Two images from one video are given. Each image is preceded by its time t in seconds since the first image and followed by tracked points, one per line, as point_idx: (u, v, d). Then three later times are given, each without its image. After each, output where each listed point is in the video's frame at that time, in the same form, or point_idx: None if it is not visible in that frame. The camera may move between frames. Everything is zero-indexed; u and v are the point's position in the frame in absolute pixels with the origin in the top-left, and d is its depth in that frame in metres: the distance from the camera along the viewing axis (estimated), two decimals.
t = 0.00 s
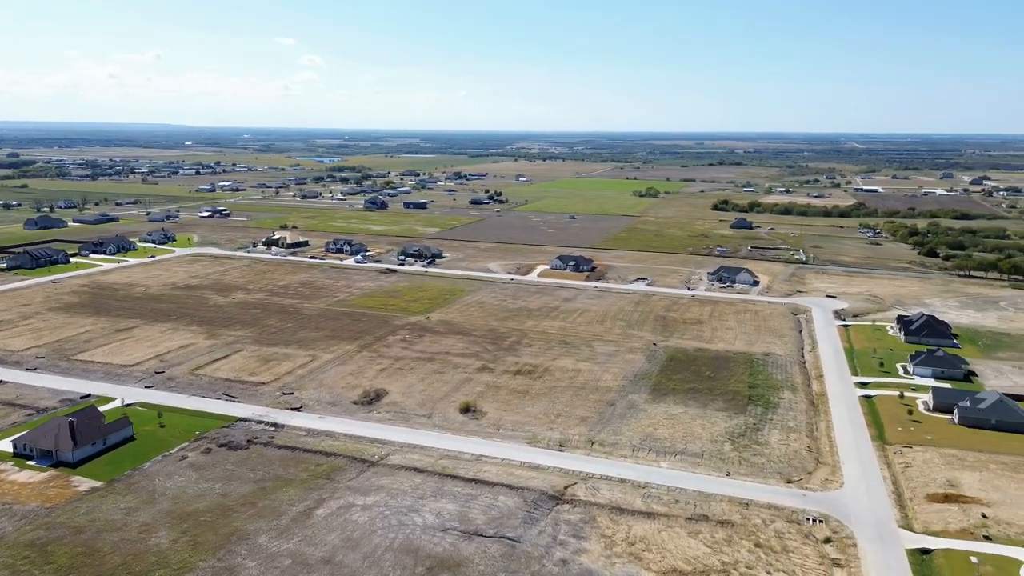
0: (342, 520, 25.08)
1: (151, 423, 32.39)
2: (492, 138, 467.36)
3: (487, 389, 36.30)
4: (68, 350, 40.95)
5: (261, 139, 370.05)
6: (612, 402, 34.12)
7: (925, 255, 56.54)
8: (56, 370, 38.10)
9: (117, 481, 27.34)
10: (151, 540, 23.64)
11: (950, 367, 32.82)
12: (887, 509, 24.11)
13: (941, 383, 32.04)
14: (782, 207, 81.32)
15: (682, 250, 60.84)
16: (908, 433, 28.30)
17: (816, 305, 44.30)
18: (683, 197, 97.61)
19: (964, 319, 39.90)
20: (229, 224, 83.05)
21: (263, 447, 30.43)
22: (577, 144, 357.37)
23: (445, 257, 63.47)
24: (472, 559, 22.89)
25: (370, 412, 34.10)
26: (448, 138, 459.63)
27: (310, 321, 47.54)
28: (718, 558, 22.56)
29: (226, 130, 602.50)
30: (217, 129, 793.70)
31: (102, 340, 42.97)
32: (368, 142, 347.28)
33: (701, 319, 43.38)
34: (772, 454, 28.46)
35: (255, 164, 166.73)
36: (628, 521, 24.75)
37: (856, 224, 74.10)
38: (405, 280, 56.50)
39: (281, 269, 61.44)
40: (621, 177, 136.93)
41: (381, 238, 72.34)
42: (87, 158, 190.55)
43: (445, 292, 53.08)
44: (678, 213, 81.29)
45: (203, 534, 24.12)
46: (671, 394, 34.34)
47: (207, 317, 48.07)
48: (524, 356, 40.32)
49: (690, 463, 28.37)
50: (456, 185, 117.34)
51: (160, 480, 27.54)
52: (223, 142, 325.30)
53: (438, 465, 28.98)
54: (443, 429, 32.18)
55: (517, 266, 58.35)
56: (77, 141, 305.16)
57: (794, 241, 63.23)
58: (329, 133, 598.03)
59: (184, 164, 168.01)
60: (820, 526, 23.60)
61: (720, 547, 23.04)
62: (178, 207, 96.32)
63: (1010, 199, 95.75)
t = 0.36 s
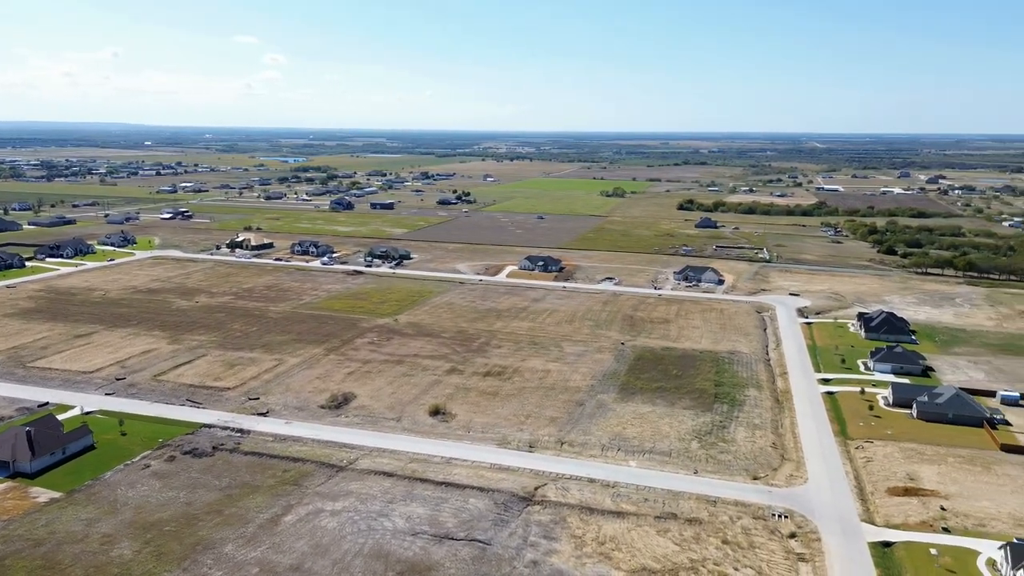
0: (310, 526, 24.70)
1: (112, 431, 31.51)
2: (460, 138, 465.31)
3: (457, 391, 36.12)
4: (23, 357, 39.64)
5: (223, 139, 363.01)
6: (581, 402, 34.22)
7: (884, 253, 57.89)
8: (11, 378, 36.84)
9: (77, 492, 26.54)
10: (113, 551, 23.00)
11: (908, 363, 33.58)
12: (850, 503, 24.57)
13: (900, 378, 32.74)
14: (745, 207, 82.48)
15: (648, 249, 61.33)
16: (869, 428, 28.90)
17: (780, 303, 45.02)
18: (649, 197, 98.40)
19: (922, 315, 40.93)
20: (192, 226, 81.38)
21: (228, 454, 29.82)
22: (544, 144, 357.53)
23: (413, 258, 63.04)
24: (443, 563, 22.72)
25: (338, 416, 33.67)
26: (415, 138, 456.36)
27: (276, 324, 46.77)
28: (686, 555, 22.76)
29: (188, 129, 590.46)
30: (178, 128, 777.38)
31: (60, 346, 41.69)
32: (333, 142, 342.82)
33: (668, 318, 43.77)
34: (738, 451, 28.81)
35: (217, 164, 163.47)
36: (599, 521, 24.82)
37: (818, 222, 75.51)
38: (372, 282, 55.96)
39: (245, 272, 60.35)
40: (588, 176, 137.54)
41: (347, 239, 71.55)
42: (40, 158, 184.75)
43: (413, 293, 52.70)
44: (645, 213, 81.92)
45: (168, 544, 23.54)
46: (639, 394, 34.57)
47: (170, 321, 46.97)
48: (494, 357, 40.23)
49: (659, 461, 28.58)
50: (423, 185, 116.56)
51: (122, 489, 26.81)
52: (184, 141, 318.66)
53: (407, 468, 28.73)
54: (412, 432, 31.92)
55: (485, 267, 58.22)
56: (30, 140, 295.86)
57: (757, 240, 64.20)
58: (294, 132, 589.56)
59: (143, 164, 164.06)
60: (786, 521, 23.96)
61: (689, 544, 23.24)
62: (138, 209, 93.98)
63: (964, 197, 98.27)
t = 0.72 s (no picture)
0: (278, 533, 24.28)
1: (72, 439, 30.60)
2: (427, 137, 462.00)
3: (426, 393, 35.87)
4: None
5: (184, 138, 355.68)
6: (551, 402, 34.25)
7: (845, 251, 59.10)
8: None
9: (35, 503, 25.71)
10: (73, 563, 22.32)
11: (869, 359, 34.27)
12: (814, 498, 24.99)
13: (861, 374, 33.40)
14: (710, 207, 83.53)
15: (616, 249, 61.68)
16: (832, 424, 29.43)
17: (745, 301, 45.67)
18: (617, 197, 98.99)
19: (882, 312, 41.86)
20: (153, 227, 79.60)
21: (192, 461, 29.17)
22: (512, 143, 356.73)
23: (381, 259, 62.48)
24: (413, 567, 22.52)
25: (306, 420, 33.18)
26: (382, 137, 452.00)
27: (242, 328, 45.93)
28: (656, 553, 22.90)
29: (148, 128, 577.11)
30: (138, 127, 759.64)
31: (15, 353, 40.35)
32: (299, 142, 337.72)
33: (636, 317, 44.06)
34: (705, 448, 29.11)
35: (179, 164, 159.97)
36: (569, 521, 24.86)
37: (781, 221, 76.84)
38: (339, 284, 55.32)
39: (209, 274, 59.18)
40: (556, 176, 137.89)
41: (313, 240, 70.61)
42: None
43: (381, 295, 52.21)
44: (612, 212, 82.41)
45: (131, 554, 22.94)
46: (608, 393, 34.72)
47: (131, 326, 45.81)
48: (463, 358, 40.05)
49: (628, 460, 28.73)
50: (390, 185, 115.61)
51: (82, 499, 26.04)
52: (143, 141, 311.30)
53: (376, 472, 28.42)
54: (381, 435, 31.61)
55: (454, 268, 57.96)
56: None
57: (722, 239, 65.05)
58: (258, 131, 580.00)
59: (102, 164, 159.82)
60: (752, 517, 24.27)
61: (658, 542, 23.40)
62: (97, 210, 91.54)
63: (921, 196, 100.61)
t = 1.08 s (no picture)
0: (248, 540, 23.86)
1: (33, 448, 29.73)
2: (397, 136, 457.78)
3: (398, 395, 35.60)
4: None
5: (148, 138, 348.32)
6: (524, 403, 34.23)
7: (811, 249, 60.13)
8: None
9: None
10: None
11: (835, 356, 34.85)
12: (783, 493, 25.34)
13: (827, 371, 33.97)
14: (678, 207, 84.38)
15: (587, 248, 61.91)
16: (799, 420, 29.88)
17: (714, 299, 46.18)
18: (587, 196, 99.34)
19: (847, 309, 42.65)
20: (116, 229, 77.84)
21: (159, 468, 28.54)
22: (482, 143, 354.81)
23: (351, 260, 61.88)
24: (386, 572, 22.32)
25: (276, 425, 32.68)
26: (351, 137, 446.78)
27: (209, 331, 45.09)
28: (629, 552, 22.99)
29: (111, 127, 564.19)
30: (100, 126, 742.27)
31: None
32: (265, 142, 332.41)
33: (607, 316, 44.28)
34: (676, 446, 29.34)
35: (143, 164, 156.56)
36: (542, 522, 24.85)
37: (749, 220, 77.94)
38: (309, 286, 54.66)
39: (175, 277, 58.02)
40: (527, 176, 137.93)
41: (282, 241, 69.65)
42: None
43: (352, 296, 51.72)
44: (583, 212, 82.74)
45: (96, 565, 22.35)
46: (580, 392, 34.83)
47: (94, 331, 44.70)
48: (435, 360, 39.83)
49: (600, 459, 28.84)
50: (360, 185, 114.63)
51: (45, 509, 25.33)
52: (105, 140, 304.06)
53: (348, 476, 28.10)
54: (353, 439, 31.27)
55: (425, 268, 57.64)
56: None
57: (691, 238, 65.73)
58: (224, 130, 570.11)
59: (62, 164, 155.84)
60: (722, 514, 24.51)
61: (631, 541, 23.51)
62: (57, 212, 89.22)
63: (884, 195, 102.64)
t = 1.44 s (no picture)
0: (213, 549, 23.36)
1: None
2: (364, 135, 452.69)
3: (366, 399, 35.21)
4: None
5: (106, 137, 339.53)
6: (493, 404, 34.13)
7: (775, 248, 61.06)
8: None
9: None
10: None
11: (798, 353, 35.41)
12: (749, 490, 25.66)
13: (791, 368, 34.51)
14: (645, 206, 85.02)
15: (555, 248, 61.97)
16: (764, 417, 30.30)
17: (681, 298, 46.62)
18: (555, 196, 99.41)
19: (810, 306, 43.40)
20: (74, 232, 75.72)
21: (121, 476, 27.80)
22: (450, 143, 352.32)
23: (317, 262, 61.08)
24: None
25: (241, 430, 32.07)
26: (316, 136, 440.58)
27: (172, 335, 44.11)
28: (598, 551, 23.05)
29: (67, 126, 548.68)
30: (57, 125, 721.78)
31: None
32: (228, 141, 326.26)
33: (575, 316, 44.40)
34: (644, 445, 29.54)
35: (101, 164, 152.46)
36: (513, 523, 24.79)
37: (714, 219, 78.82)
38: (275, 288, 53.80)
39: (136, 280, 56.60)
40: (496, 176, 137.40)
41: (246, 243, 68.46)
42: None
43: (319, 298, 51.03)
44: (552, 212, 82.83)
45: None
46: (550, 393, 34.85)
47: (51, 336, 43.38)
48: (404, 362, 39.50)
49: (570, 459, 28.88)
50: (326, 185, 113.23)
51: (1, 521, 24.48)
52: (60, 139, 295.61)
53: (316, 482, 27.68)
54: (321, 444, 30.83)
55: (393, 270, 57.13)
56: None
57: (658, 237, 66.28)
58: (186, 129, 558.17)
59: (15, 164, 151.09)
60: (690, 511, 24.72)
61: (601, 541, 23.57)
62: (11, 214, 86.45)
63: (844, 194, 104.57)
